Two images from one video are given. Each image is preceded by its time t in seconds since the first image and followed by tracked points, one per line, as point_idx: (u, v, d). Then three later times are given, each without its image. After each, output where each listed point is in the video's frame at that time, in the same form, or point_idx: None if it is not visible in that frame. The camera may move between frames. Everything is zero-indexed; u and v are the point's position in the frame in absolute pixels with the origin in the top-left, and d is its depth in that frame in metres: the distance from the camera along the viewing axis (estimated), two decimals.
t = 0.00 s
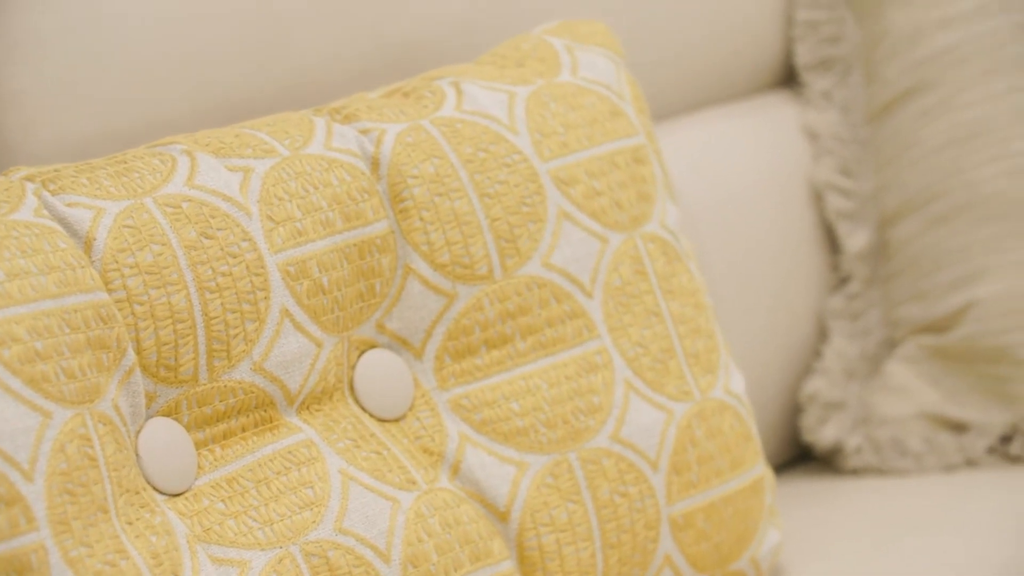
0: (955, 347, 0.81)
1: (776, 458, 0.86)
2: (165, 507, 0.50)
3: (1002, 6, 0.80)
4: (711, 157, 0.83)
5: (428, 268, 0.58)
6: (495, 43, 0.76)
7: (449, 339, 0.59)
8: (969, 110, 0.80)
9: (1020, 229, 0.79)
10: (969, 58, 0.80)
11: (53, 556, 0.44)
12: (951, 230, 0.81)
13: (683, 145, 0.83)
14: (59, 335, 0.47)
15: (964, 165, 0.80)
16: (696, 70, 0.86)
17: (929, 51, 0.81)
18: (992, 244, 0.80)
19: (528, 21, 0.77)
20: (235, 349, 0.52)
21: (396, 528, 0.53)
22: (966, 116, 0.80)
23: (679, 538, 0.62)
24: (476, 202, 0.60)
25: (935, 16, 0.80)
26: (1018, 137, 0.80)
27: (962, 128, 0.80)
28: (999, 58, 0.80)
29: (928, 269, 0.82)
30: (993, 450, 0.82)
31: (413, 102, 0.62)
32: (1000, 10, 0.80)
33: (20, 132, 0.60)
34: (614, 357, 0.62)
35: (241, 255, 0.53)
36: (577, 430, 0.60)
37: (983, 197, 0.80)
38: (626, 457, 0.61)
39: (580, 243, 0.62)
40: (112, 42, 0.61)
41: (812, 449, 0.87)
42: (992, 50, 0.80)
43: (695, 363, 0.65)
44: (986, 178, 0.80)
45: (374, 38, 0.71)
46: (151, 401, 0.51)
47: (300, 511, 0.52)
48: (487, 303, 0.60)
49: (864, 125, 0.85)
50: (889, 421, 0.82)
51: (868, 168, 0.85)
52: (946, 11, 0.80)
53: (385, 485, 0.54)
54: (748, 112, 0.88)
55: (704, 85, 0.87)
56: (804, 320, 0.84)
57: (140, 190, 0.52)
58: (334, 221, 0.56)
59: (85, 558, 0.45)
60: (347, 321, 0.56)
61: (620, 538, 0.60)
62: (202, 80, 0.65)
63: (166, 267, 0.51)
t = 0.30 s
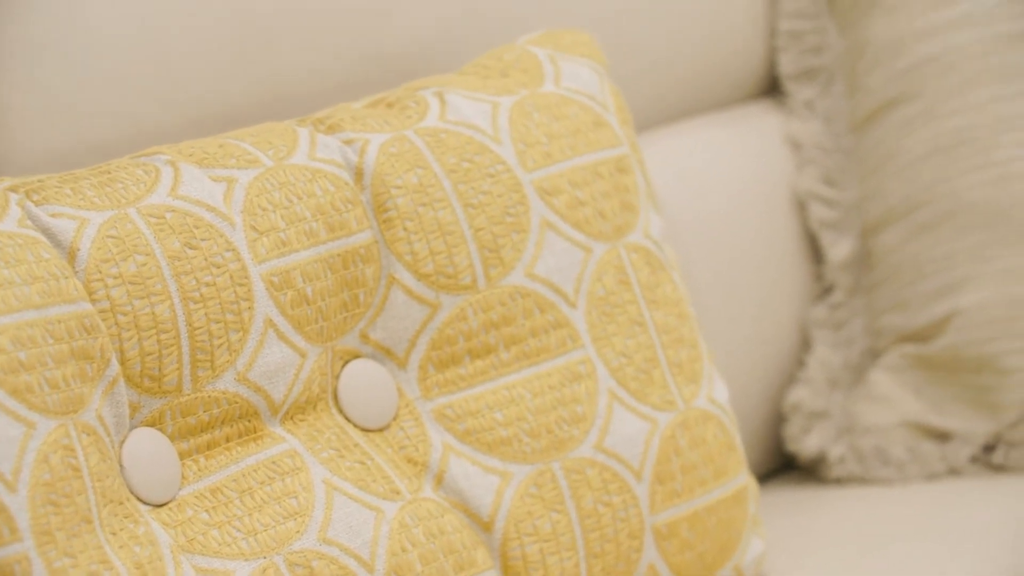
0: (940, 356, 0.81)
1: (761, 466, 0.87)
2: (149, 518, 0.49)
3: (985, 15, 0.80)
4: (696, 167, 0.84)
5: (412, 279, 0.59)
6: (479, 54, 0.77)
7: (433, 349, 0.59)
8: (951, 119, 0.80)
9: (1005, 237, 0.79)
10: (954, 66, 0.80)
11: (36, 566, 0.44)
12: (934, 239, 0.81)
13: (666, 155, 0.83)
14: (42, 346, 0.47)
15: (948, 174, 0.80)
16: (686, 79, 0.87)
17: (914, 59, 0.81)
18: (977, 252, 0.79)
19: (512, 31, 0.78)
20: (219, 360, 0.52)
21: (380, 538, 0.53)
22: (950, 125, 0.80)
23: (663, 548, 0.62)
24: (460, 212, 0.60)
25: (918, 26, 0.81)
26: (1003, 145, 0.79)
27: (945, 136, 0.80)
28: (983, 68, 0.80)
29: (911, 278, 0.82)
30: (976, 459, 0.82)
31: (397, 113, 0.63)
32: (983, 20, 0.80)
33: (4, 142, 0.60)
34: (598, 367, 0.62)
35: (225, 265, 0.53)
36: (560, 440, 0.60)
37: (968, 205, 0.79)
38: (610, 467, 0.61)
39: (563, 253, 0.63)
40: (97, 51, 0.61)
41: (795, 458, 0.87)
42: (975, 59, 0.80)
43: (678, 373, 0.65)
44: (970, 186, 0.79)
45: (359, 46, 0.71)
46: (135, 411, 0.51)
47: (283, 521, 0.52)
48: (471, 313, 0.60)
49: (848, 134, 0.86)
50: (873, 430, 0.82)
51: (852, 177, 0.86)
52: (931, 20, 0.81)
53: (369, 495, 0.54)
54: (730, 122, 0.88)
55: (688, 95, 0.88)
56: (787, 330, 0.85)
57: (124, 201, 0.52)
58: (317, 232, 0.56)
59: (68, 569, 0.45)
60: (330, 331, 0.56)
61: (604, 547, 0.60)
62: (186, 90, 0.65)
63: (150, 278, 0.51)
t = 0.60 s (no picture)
0: (923, 364, 0.81)
1: (745, 474, 0.87)
2: (135, 527, 0.49)
3: (967, 26, 0.80)
4: (681, 176, 0.84)
5: (397, 287, 0.59)
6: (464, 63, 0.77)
7: (418, 357, 0.59)
8: (935, 129, 0.81)
9: (985, 246, 0.79)
10: (937, 75, 0.81)
11: None
12: (917, 248, 0.81)
13: (652, 163, 0.84)
14: (28, 355, 0.47)
15: (931, 183, 0.81)
16: (676, 86, 0.88)
17: (896, 69, 0.82)
18: (959, 261, 0.80)
19: (500, 38, 0.78)
20: (205, 369, 0.52)
21: (366, 546, 0.53)
22: (932, 134, 0.81)
23: (648, 556, 0.62)
24: (445, 221, 0.60)
25: (901, 35, 0.82)
26: (985, 154, 0.79)
27: (928, 145, 0.81)
28: (964, 78, 0.80)
29: (895, 287, 0.83)
30: (960, 467, 0.83)
31: (382, 122, 0.63)
32: (965, 30, 0.80)
33: None
34: (583, 376, 0.63)
35: (210, 274, 0.53)
36: (545, 448, 0.60)
37: (951, 214, 0.80)
38: (595, 475, 0.61)
39: (548, 261, 0.63)
40: (85, 58, 0.61)
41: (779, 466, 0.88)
42: (955, 70, 0.80)
43: (663, 381, 0.66)
44: (953, 196, 0.80)
45: (345, 53, 0.71)
46: (120, 420, 0.51)
47: (269, 529, 0.52)
48: (456, 322, 0.60)
49: (832, 143, 0.87)
50: (857, 438, 0.83)
51: (836, 186, 0.86)
52: (913, 30, 0.81)
53: (354, 503, 0.54)
54: (715, 131, 0.89)
55: (674, 104, 0.88)
56: (772, 338, 0.85)
57: (109, 210, 0.52)
58: (302, 240, 0.56)
59: None
60: (316, 340, 0.56)
61: (589, 555, 0.60)
62: (173, 97, 0.65)
63: (135, 287, 0.51)
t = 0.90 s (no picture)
0: (906, 371, 0.82)
1: (730, 481, 0.88)
2: (119, 535, 0.49)
3: (952, 34, 0.80)
4: (665, 184, 0.85)
5: (382, 295, 0.59)
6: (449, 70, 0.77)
7: (402, 365, 0.59)
8: (919, 137, 0.81)
9: (969, 254, 0.80)
10: (919, 84, 0.81)
11: None
12: (900, 256, 0.82)
13: (636, 171, 0.84)
14: (11, 364, 0.47)
15: (914, 191, 0.81)
16: (661, 91, 0.88)
17: (878, 78, 0.83)
18: (943, 268, 0.81)
19: (486, 44, 0.78)
20: (189, 377, 0.52)
21: (350, 554, 0.53)
22: (916, 142, 0.81)
23: (632, 563, 0.62)
24: (429, 229, 0.60)
25: (883, 45, 0.82)
26: (969, 162, 0.80)
27: (911, 153, 0.82)
28: (949, 85, 0.80)
29: (879, 294, 0.83)
30: (944, 474, 0.82)
31: (366, 130, 0.63)
32: (949, 38, 0.80)
33: None
34: (567, 384, 0.63)
35: (194, 282, 0.53)
36: (529, 456, 0.60)
37: (935, 222, 0.81)
38: (579, 482, 0.61)
39: (532, 269, 0.63)
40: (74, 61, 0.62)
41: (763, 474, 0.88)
42: (941, 77, 0.81)
43: (646, 389, 0.66)
44: (937, 204, 0.81)
45: (330, 61, 0.71)
46: (105, 428, 0.51)
47: (253, 537, 0.52)
48: (440, 329, 0.60)
49: (816, 151, 0.87)
50: (841, 446, 0.83)
51: (820, 194, 0.87)
52: (895, 39, 0.82)
53: (338, 511, 0.54)
54: (698, 139, 0.89)
55: (659, 113, 0.89)
56: (755, 346, 0.86)
57: (93, 218, 0.52)
58: (286, 248, 0.56)
59: None
60: (300, 348, 0.56)
61: (573, 563, 0.60)
62: (161, 103, 0.65)
63: (119, 295, 0.51)
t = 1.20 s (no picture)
0: (891, 379, 0.82)
1: (713, 488, 0.88)
2: (102, 544, 0.49)
3: (935, 41, 0.81)
4: (649, 192, 0.85)
5: (365, 303, 0.59)
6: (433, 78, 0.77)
7: (385, 373, 0.59)
8: (902, 144, 0.82)
9: (954, 261, 0.80)
10: (904, 90, 0.82)
11: None
12: (884, 264, 0.82)
13: (620, 179, 0.85)
14: None
15: (898, 198, 0.82)
16: (651, 98, 0.89)
17: (860, 85, 0.83)
18: (928, 275, 0.81)
19: (471, 51, 0.78)
20: (172, 386, 0.52)
21: (334, 562, 0.53)
22: (901, 148, 0.81)
23: (616, 571, 0.62)
24: (412, 237, 0.60)
25: (867, 51, 0.83)
26: (954, 169, 0.80)
27: (896, 160, 0.82)
28: (932, 92, 0.81)
29: (862, 301, 0.84)
30: (927, 481, 0.83)
31: (349, 138, 0.63)
32: (933, 45, 0.81)
33: None
34: (550, 392, 0.63)
35: (178, 290, 0.53)
36: (513, 463, 0.61)
37: (920, 229, 0.81)
38: (562, 490, 0.61)
39: (515, 278, 0.63)
40: (66, 64, 0.62)
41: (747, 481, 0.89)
42: (925, 84, 0.81)
43: (630, 397, 0.66)
44: (924, 210, 0.81)
45: (314, 69, 0.71)
46: (88, 437, 0.51)
47: (236, 545, 0.51)
48: (423, 338, 0.60)
49: (799, 159, 0.88)
50: (824, 453, 0.84)
51: (803, 203, 0.87)
52: (880, 45, 0.82)
53: (322, 519, 0.54)
54: (680, 147, 0.90)
55: (647, 119, 0.90)
56: (739, 354, 0.87)
57: (76, 227, 0.52)
58: (270, 257, 0.56)
59: None
60: (284, 356, 0.56)
61: (557, 570, 0.60)
62: (148, 108, 0.65)
63: (102, 304, 0.51)
